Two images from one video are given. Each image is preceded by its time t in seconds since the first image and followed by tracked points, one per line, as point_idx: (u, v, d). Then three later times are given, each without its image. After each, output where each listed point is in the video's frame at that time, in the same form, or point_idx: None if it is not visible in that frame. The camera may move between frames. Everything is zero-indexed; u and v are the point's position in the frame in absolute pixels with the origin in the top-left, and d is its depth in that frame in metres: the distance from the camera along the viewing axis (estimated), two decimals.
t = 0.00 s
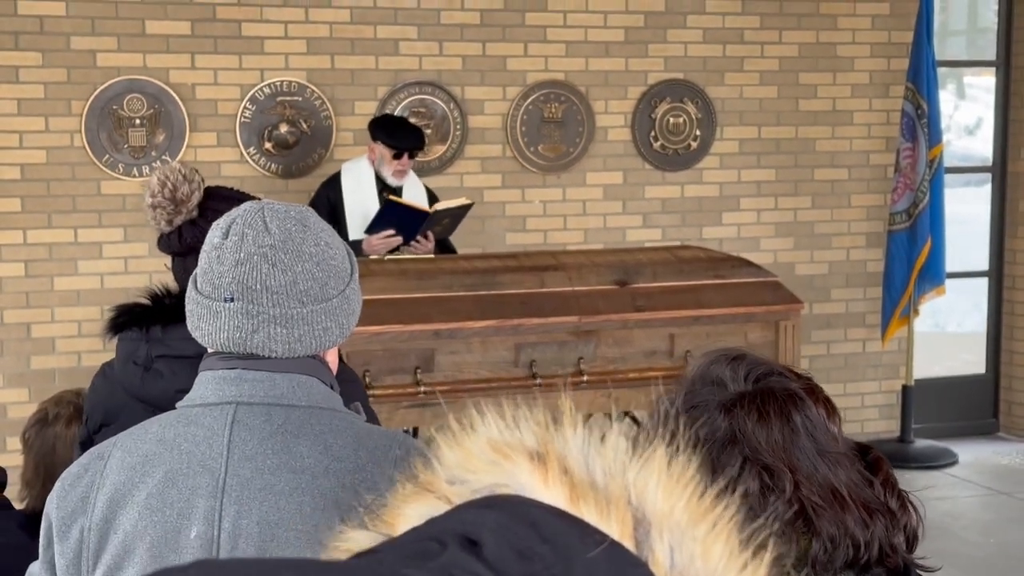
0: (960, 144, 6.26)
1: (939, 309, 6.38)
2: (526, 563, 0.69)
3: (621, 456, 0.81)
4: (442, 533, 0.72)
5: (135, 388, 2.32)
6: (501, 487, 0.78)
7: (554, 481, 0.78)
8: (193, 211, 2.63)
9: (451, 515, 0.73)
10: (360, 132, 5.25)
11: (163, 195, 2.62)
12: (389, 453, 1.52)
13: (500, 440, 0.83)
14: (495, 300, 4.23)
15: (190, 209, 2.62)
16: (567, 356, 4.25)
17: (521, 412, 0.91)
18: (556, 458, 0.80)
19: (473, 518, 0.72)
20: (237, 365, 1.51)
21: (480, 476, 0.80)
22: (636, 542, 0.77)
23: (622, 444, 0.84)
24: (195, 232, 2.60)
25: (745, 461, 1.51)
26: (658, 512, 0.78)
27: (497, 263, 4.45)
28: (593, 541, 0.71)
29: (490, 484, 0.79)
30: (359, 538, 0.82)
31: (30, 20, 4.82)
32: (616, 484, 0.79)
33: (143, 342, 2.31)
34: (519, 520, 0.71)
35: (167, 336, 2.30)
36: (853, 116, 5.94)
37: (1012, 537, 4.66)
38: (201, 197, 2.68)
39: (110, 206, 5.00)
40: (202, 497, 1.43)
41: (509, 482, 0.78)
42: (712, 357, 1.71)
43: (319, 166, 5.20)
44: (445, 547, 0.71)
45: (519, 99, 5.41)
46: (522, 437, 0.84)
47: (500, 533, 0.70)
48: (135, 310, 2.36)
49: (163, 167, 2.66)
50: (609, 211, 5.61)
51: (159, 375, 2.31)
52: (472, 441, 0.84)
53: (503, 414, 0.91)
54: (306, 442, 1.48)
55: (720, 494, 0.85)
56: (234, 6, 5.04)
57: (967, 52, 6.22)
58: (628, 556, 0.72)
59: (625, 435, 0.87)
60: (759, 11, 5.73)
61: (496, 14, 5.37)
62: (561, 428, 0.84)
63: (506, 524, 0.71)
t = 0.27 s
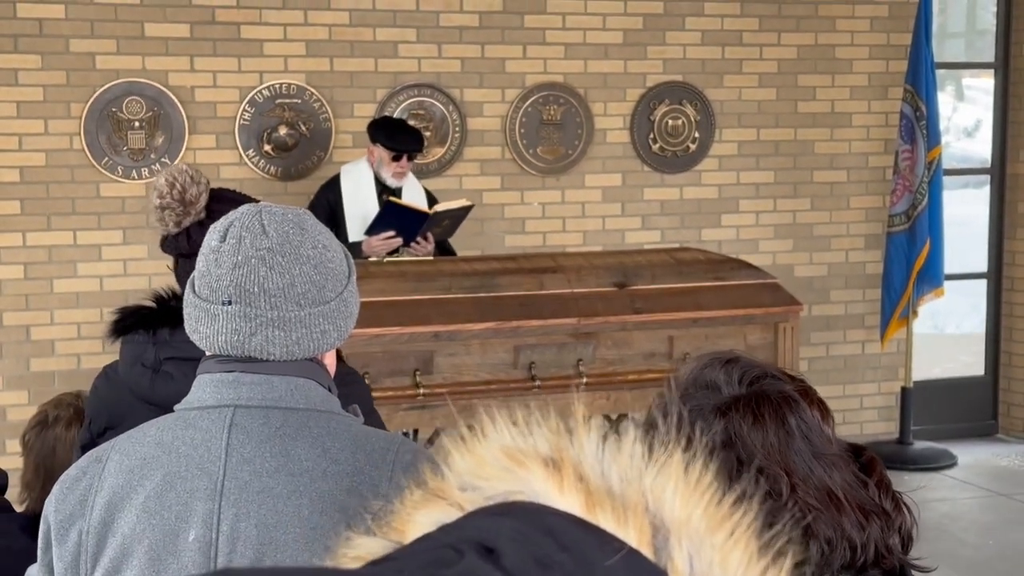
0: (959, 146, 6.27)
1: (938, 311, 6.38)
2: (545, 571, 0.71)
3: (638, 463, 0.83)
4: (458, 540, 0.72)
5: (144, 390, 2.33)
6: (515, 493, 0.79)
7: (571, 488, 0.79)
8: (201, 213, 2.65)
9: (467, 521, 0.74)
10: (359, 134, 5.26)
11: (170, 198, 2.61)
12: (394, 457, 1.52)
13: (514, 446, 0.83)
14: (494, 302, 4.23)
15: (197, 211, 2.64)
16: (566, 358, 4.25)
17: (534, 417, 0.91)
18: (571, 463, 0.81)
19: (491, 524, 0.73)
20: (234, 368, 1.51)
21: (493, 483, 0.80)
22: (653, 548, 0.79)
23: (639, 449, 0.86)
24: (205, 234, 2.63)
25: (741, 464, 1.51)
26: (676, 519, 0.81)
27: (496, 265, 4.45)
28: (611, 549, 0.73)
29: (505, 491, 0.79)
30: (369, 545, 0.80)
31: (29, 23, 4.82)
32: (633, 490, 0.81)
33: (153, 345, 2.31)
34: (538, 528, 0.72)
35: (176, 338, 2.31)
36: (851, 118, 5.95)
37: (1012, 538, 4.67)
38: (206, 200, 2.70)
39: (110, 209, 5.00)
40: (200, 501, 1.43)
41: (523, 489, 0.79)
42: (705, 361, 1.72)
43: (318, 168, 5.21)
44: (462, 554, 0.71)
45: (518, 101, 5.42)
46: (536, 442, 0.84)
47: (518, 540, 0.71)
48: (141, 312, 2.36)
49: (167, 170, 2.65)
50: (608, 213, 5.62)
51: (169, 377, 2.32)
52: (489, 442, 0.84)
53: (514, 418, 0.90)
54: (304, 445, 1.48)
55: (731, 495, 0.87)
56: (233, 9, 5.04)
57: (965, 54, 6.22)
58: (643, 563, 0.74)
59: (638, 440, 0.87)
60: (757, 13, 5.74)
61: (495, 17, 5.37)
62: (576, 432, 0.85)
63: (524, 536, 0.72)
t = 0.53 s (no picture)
0: (958, 147, 6.27)
1: (936, 313, 6.39)
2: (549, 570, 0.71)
3: (642, 461, 0.82)
4: (464, 540, 0.73)
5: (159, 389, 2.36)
6: (519, 493, 0.79)
7: (574, 488, 0.78)
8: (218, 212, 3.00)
9: (472, 521, 0.75)
10: (358, 136, 5.26)
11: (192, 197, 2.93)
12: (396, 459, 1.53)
13: (518, 446, 0.83)
14: (493, 304, 4.24)
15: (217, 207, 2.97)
16: (565, 360, 4.26)
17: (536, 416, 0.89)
18: (577, 464, 0.81)
19: (495, 524, 0.73)
20: (233, 370, 1.51)
21: (497, 482, 0.81)
22: (658, 548, 0.78)
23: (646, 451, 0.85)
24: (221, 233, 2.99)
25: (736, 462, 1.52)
26: (681, 518, 0.79)
27: (495, 267, 4.46)
28: (616, 548, 0.73)
29: (510, 490, 0.80)
30: (372, 544, 0.81)
31: (28, 25, 4.83)
32: (637, 489, 0.80)
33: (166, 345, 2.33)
34: (542, 528, 0.73)
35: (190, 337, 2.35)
36: (850, 120, 5.96)
37: (1011, 539, 4.67)
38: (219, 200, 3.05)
39: (109, 211, 5.00)
40: (200, 502, 1.43)
41: (527, 488, 0.79)
42: (699, 363, 1.73)
43: (317, 170, 5.21)
44: (467, 553, 0.72)
45: (517, 103, 5.42)
46: (539, 442, 0.83)
47: (521, 539, 0.72)
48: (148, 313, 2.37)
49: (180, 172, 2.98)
50: (607, 215, 5.62)
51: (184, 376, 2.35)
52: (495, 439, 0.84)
53: (518, 418, 0.89)
54: (303, 446, 1.48)
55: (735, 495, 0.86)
56: (232, 10, 5.05)
57: (964, 56, 6.23)
58: (650, 563, 0.74)
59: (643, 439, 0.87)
60: (756, 14, 5.74)
61: (493, 19, 5.38)
62: (582, 431, 0.85)
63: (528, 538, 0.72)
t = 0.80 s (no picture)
0: (956, 149, 6.28)
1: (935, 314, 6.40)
2: (539, 566, 0.71)
3: (631, 460, 0.82)
4: (456, 537, 0.74)
5: (170, 389, 2.42)
6: (511, 491, 0.79)
7: (564, 485, 0.78)
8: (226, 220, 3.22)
9: (464, 519, 0.75)
10: (357, 138, 5.26)
11: (207, 196, 3.29)
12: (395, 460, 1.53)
13: (509, 444, 0.83)
14: (492, 306, 4.24)
15: (227, 206, 3.37)
16: (564, 361, 4.26)
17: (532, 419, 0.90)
18: (565, 462, 0.81)
19: (487, 522, 0.74)
20: (234, 371, 1.51)
21: (489, 481, 0.80)
22: (646, 544, 0.77)
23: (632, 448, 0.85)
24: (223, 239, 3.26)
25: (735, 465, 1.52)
26: (669, 514, 0.79)
27: (494, 268, 4.46)
28: (605, 544, 0.73)
29: (500, 488, 0.79)
30: (366, 543, 0.82)
31: (27, 27, 4.83)
32: (626, 487, 0.80)
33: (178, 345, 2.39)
34: (534, 526, 0.73)
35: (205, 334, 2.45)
36: (848, 122, 5.96)
37: (1010, 541, 4.67)
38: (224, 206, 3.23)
39: (108, 212, 5.00)
40: (200, 503, 1.43)
41: (518, 486, 0.79)
42: (699, 365, 1.73)
43: (316, 172, 5.21)
44: (459, 549, 0.72)
45: (515, 104, 5.42)
46: (530, 440, 0.84)
47: (513, 537, 0.72)
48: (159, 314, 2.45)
49: (190, 170, 3.30)
50: (606, 216, 5.62)
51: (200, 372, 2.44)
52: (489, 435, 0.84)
53: (509, 420, 0.90)
54: (304, 448, 1.48)
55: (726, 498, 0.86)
56: (230, 12, 5.05)
57: (962, 57, 6.24)
58: (639, 560, 0.74)
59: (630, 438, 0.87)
60: (755, 16, 5.74)
61: (492, 20, 5.38)
62: (570, 431, 0.85)
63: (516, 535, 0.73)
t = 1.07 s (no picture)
0: (955, 149, 6.28)
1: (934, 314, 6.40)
2: (523, 558, 0.72)
3: (616, 457, 0.82)
4: (442, 530, 0.75)
5: (181, 392, 2.45)
6: (498, 487, 0.79)
7: (551, 481, 0.79)
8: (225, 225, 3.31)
9: (452, 514, 0.76)
10: (356, 139, 5.27)
11: (213, 197, 3.31)
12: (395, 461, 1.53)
13: (499, 442, 0.83)
14: (491, 306, 4.24)
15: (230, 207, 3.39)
16: (563, 362, 4.27)
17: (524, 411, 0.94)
18: (552, 459, 0.81)
19: (472, 515, 0.75)
20: (235, 372, 1.51)
21: (478, 478, 0.81)
22: (629, 538, 0.78)
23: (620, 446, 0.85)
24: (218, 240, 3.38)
25: (741, 463, 1.52)
26: (652, 509, 0.79)
27: (493, 269, 4.46)
28: (588, 538, 0.73)
29: (489, 485, 0.80)
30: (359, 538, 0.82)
31: (25, 28, 4.83)
32: (610, 483, 0.80)
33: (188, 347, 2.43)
34: (518, 519, 0.74)
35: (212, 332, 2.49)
36: (847, 122, 5.96)
37: (1010, 541, 4.67)
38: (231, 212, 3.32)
39: (107, 213, 5.00)
40: (201, 504, 1.43)
41: (505, 483, 0.79)
42: (707, 365, 1.74)
43: (315, 173, 5.21)
44: (444, 541, 0.73)
45: (514, 105, 5.42)
46: (519, 438, 0.84)
47: (498, 530, 0.73)
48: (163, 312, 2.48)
49: (196, 170, 3.29)
50: (605, 217, 5.62)
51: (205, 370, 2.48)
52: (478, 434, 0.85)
53: (500, 420, 0.90)
54: (305, 449, 1.48)
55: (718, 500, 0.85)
56: (229, 13, 5.05)
57: (960, 58, 6.25)
58: (622, 554, 0.74)
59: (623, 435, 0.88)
60: (754, 17, 5.75)
61: (491, 21, 5.38)
62: (557, 429, 0.85)
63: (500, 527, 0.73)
